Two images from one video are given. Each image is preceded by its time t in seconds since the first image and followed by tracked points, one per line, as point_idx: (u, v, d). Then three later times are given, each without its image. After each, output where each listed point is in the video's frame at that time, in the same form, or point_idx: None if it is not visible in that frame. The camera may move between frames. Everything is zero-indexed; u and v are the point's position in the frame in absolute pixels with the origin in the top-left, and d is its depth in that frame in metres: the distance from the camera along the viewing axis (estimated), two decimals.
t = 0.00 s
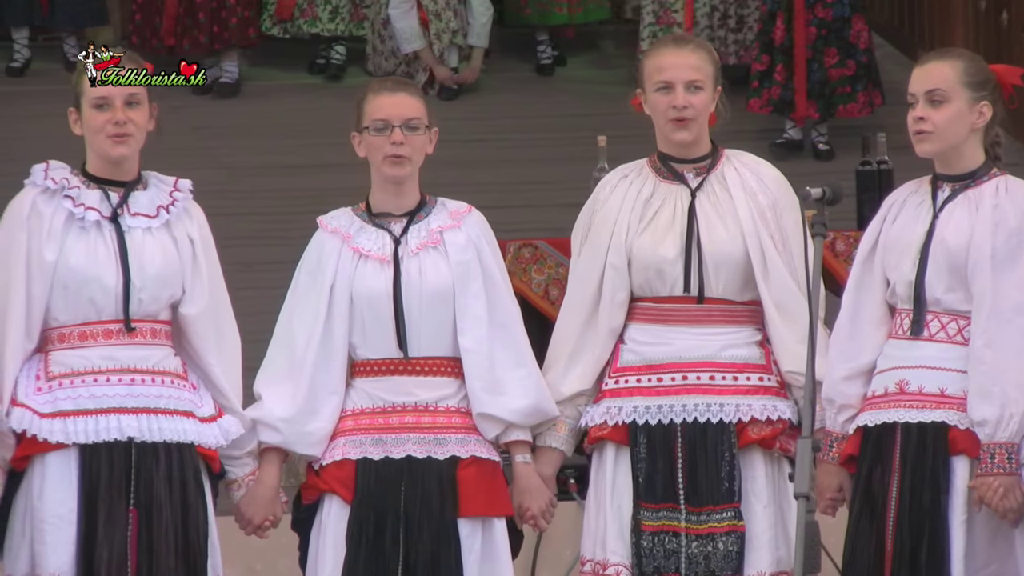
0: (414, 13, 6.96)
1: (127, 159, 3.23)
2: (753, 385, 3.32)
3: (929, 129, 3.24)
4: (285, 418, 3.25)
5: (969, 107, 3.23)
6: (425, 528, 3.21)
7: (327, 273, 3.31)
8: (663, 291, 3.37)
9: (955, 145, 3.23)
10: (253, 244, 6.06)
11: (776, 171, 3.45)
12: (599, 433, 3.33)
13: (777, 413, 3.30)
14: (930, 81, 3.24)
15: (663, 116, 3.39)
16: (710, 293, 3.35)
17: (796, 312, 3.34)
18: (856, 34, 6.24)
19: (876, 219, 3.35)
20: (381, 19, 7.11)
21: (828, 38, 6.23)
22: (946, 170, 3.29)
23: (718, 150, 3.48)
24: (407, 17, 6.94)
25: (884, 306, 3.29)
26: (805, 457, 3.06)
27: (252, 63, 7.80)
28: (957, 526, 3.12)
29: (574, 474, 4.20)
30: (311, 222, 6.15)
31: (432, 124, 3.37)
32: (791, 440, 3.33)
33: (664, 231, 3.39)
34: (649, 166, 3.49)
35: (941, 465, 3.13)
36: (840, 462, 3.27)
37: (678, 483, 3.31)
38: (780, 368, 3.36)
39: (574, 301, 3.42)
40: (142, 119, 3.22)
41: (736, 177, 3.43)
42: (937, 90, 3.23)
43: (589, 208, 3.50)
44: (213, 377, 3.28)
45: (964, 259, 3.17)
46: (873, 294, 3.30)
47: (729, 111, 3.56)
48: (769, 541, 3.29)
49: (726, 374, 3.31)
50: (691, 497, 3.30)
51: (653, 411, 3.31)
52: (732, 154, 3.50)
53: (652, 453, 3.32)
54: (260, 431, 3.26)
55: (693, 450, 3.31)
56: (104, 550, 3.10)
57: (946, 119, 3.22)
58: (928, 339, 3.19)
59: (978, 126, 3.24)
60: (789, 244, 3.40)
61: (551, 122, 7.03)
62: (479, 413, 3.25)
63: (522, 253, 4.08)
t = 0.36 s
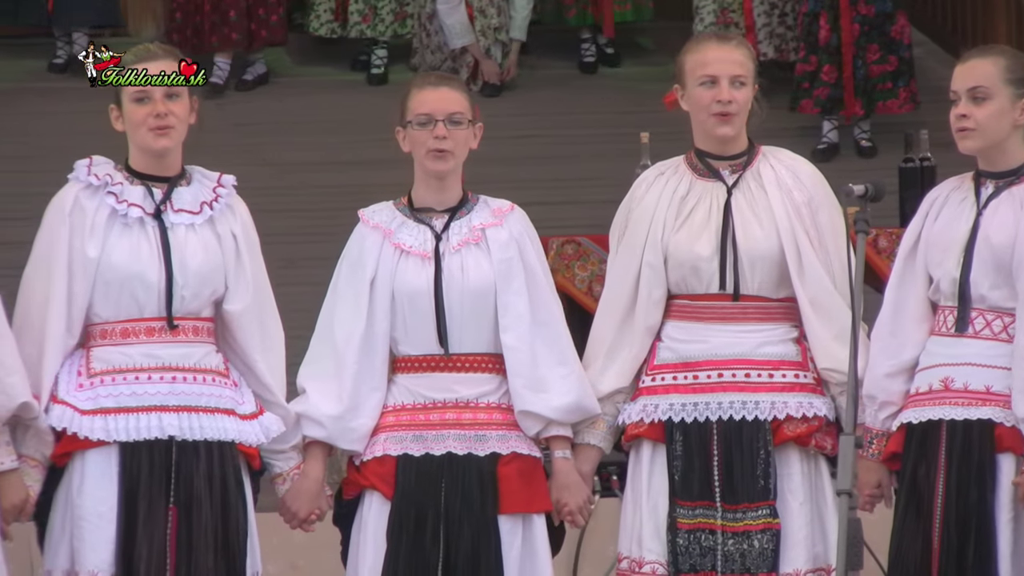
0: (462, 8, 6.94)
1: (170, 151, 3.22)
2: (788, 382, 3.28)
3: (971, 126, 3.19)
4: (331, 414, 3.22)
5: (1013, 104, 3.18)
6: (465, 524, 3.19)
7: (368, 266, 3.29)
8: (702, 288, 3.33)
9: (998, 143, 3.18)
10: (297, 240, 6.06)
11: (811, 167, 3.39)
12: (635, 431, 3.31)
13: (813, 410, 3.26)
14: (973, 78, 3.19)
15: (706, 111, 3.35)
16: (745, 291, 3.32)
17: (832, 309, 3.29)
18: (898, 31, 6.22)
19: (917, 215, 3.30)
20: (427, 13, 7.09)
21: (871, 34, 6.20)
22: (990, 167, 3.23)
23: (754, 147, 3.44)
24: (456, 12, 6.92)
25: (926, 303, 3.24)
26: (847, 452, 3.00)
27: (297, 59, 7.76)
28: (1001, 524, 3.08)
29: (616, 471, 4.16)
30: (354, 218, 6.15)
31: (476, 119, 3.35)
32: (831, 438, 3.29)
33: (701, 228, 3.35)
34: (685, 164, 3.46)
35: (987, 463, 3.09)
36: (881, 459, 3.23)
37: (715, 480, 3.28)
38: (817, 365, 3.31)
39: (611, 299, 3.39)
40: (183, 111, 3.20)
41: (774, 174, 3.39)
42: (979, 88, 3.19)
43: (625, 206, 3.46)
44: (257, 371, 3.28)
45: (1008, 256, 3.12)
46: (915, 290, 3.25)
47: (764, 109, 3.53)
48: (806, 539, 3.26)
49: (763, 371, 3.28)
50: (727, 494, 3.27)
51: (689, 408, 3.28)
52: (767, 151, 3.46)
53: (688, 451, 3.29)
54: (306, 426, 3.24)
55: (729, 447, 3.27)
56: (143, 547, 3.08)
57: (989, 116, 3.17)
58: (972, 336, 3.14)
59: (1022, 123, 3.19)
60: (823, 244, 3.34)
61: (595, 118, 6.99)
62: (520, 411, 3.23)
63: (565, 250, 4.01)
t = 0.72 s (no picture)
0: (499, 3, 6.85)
1: (211, 144, 3.20)
2: (822, 380, 3.24)
3: (1013, 122, 3.15)
4: (363, 409, 3.23)
5: None
6: (500, 519, 3.18)
7: (404, 262, 3.28)
8: (737, 285, 3.30)
9: None
10: (334, 236, 6.06)
11: (846, 164, 3.36)
12: (669, 428, 3.28)
13: (846, 408, 3.23)
14: (1015, 73, 3.15)
15: (747, 102, 3.32)
16: (779, 288, 3.29)
17: (867, 305, 3.25)
18: (932, 25, 6.16)
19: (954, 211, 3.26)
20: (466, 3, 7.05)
21: (905, 29, 6.14)
22: None
23: (790, 143, 3.41)
24: (493, 7, 6.82)
25: (964, 300, 3.20)
26: (882, 447, 3.00)
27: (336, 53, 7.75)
28: None
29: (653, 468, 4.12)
30: (391, 214, 6.14)
31: (513, 114, 3.32)
32: (865, 436, 3.26)
33: (736, 225, 3.32)
34: (720, 160, 3.42)
35: None
36: (920, 455, 3.21)
37: (747, 477, 3.25)
38: (851, 361, 3.28)
39: (645, 297, 3.36)
40: (222, 104, 3.20)
41: (810, 170, 3.35)
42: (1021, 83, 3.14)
43: (659, 203, 3.43)
44: (292, 366, 3.28)
45: None
46: (953, 286, 3.22)
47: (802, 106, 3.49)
48: (839, 535, 3.23)
49: (797, 369, 3.24)
50: (760, 491, 3.24)
51: (722, 405, 3.25)
52: (802, 147, 3.42)
53: (721, 448, 3.26)
54: (339, 421, 3.25)
55: (763, 444, 3.25)
56: (194, 544, 3.08)
57: None
58: (1011, 333, 3.10)
59: None
60: (859, 240, 3.30)
61: (632, 114, 6.94)
62: (554, 407, 3.22)
63: (602, 246, 3.96)
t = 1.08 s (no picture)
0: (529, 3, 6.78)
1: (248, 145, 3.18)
2: (853, 381, 3.19)
3: None
4: (391, 407, 3.21)
5: None
6: (531, 519, 3.15)
7: (438, 262, 3.25)
8: (768, 286, 3.26)
9: None
10: (367, 237, 6.04)
11: (880, 164, 3.32)
12: (701, 428, 3.25)
13: (876, 410, 3.17)
14: None
15: (778, 101, 3.29)
16: (810, 288, 3.24)
17: (900, 306, 3.21)
18: (955, 28, 6.09)
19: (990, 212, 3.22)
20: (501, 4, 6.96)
21: (932, 32, 6.07)
22: None
23: (824, 143, 3.37)
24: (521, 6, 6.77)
25: (1000, 301, 3.16)
26: (916, 449, 2.94)
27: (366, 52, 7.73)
28: None
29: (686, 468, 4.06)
30: (422, 214, 6.11)
31: (545, 115, 3.29)
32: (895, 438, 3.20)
33: (768, 225, 3.28)
34: (755, 160, 3.39)
35: None
36: (958, 455, 3.16)
37: (777, 478, 3.20)
38: (883, 362, 3.23)
39: (677, 297, 3.32)
40: (258, 104, 3.18)
41: (843, 170, 3.31)
42: None
43: (694, 204, 3.40)
44: (323, 364, 3.27)
45: None
46: (989, 286, 3.18)
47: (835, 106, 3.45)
48: (868, 536, 3.17)
49: (829, 370, 3.19)
50: (790, 492, 3.20)
51: (753, 406, 3.21)
52: (836, 148, 3.38)
53: (752, 448, 3.22)
54: (368, 420, 3.23)
55: (793, 445, 3.20)
56: (245, 542, 3.05)
57: None
58: None
59: None
60: (892, 239, 3.26)
61: (665, 114, 6.90)
62: (584, 408, 3.18)
63: (636, 246, 3.91)
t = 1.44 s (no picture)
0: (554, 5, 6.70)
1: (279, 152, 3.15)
2: (880, 385, 3.16)
3: None
4: (417, 409, 3.20)
5: None
6: (562, 522, 3.12)
7: (470, 264, 3.23)
8: (797, 290, 3.22)
9: None
10: (397, 241, 6.02)
11: (910, 166, 3.27)
12: (729, 432, 3.22)
13: (904, 414, 3.14)
14: None
15: (804, 104, 3.24)
16: (838, 292, 3.20)
17: (929, 309, 3.16)
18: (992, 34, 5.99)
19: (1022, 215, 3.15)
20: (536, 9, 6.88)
21: (971, 37, 5.96)
22: None
23: (852, 146, 3.32)
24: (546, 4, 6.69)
25: None
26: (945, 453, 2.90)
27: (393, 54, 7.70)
28: None
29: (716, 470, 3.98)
30: (452, 218, 6.09)
31: (577, 117, 3.26)
32: (922, 442, 3.16)
33: (797, 229, 3.25)
34: (784, 162, 3.35)
35: None
36: (989, 460, 3.12)
37: (804, 482, 3.18)
38: (912, 366, 3.19)
39: (708, 298, 3.30)
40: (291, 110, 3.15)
41: (871, 173, 3.27)
42: None
43: (724, 205, 3.37)
44: (351, 366, 3.26)
45: None
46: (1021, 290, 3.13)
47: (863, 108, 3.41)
48: (895, 539, 3.14)
49: (855, 374, 3.16)
50: (817, 496, 3.17)
51: (780, 410, 3.17)
52: (865, 150, 3.33)
53: (780, 452, 3.19)
54: (393, 423, 3.23)
55: (820, 450, 3.17)
56: (288, 540, 3.04)
57: None
58: None
59: None
60: (921, 243, 3.21)
61: (695, 117, 6.86)
62: (616, 410, 3.15)
63: (664, 250, 3.88)
